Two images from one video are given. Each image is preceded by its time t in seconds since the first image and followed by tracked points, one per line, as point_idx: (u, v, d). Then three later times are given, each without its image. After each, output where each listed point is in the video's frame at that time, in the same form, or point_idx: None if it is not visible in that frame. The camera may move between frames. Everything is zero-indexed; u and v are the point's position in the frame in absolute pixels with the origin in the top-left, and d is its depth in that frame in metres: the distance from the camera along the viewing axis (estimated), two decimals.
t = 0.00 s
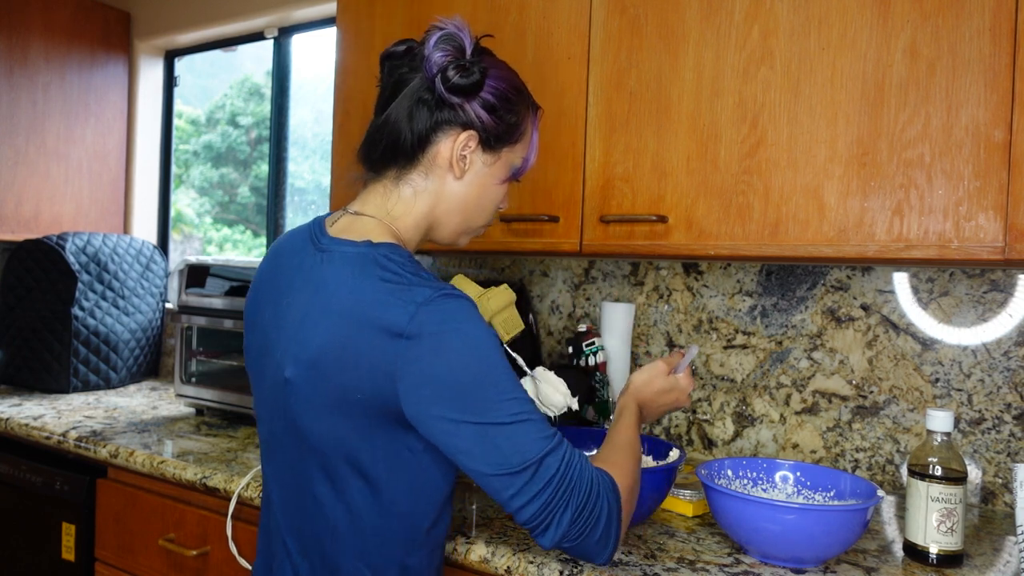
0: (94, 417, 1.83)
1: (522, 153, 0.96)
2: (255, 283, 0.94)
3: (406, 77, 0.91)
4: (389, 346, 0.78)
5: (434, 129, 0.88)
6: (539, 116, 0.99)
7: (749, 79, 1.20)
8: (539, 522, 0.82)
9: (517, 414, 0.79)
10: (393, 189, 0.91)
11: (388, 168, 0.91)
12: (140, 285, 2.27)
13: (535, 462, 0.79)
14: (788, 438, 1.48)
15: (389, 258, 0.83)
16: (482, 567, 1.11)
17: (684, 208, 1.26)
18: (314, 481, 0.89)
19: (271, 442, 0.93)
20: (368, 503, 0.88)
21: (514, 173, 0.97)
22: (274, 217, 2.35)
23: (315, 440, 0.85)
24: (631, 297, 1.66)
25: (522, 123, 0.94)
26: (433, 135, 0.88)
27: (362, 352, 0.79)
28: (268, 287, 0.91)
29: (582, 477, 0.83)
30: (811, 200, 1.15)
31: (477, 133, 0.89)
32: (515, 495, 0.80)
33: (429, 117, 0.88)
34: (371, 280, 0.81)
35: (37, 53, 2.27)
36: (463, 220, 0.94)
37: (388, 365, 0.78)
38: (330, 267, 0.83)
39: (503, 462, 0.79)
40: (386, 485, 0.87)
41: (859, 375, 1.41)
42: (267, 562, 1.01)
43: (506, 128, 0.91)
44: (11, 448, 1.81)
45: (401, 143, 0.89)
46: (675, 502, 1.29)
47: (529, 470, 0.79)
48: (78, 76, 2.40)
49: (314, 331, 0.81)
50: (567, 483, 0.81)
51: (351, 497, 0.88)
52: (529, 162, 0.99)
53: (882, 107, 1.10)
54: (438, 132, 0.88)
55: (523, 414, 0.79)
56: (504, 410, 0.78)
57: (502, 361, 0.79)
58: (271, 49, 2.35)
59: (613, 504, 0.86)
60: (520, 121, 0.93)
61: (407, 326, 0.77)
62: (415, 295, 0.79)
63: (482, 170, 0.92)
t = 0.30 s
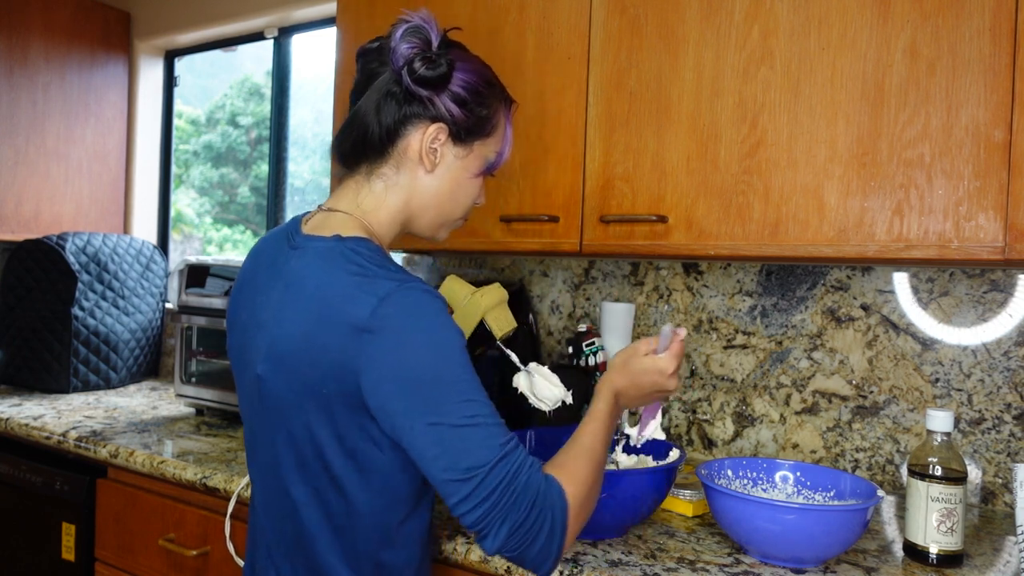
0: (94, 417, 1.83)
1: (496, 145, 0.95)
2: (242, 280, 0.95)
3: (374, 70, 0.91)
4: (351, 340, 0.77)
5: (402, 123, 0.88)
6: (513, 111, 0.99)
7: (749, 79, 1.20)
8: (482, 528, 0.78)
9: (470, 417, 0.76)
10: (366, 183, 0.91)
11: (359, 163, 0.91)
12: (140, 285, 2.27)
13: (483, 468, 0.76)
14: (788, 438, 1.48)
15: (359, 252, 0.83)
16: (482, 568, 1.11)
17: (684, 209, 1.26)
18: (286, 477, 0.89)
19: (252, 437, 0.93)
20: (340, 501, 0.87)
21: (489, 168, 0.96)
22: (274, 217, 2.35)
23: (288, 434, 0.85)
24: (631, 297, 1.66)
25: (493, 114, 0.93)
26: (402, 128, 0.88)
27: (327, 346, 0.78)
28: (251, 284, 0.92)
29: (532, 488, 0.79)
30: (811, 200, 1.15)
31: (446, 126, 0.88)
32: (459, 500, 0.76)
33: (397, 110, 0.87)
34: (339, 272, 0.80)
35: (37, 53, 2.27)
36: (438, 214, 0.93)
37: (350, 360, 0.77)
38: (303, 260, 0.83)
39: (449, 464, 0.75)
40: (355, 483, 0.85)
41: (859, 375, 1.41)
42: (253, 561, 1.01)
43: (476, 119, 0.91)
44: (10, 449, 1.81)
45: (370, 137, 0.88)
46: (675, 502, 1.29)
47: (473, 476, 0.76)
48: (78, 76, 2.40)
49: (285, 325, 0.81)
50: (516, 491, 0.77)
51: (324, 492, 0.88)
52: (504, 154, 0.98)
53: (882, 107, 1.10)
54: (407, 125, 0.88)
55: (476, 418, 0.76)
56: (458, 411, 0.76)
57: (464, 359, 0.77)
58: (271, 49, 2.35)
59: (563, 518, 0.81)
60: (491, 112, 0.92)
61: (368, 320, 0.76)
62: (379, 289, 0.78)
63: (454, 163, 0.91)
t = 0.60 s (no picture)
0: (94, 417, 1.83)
1: (461, 147, 0.96)
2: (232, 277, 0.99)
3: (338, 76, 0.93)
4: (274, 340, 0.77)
5: (365, 123, 0.88)
6: (478, 113, 0.99)
7: (749, 79, 1.20)
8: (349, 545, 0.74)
9: (366, 437, 0.73)
10: (331, 186, 0.91)
11: (326, 166, 0.92)
12: (140, 285, 2.27)
13: (367, 489, 0.73)
14: (788, 438, 1.48)
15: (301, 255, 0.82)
16: (482, 567, 1.11)
17: (684, 208, 1.26)
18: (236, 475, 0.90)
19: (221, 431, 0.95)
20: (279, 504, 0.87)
21: (454, 169, 0.96)
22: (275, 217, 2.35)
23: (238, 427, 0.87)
24: (631, 297, 1.66)
25: (457, 116, 0.94)
26: (364, 128, 0.88)
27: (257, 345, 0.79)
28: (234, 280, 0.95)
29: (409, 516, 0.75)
30: (811, 200, 1.15)
31: (409, 125, 0.89)
32: (333, 515, 0.73)
33: (359, 110, 0.88)
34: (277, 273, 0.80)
35: (37, 53, 2.27)
36: (403, 216, 0.93)
37: (273, 362, 0.77)
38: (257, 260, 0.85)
39: (330, 477, 0.73)
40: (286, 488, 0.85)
41: (859, 375, 1.41)
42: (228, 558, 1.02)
43: (439, 119, 0.91)
44: (10, 448, 1.81)
45: (336, 139, 0.89)
46: (675, 502, 1.29)
47: (350, 493, 0.73)
48: (78, 76, 2.40)
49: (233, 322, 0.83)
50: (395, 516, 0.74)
51: (264, 493, 0.88)
52: (470, 157, 0.98)
53: (882, 107, 1.10)
54: (369, 125, 0.88)
55: (374, 439, 0.73)
56: (356, 429, 0.73)
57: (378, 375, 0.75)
58: (270, 49, 2.35)
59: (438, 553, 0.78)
60: (455, 113, 0.93)
61: (291, 322, 0.76)
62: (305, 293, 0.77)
63: (417, 164, 0.91)
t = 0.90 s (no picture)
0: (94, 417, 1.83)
1: (438, 142, 0.95)
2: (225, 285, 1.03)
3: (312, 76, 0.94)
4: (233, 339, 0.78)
5: (336, 120, 0.89)
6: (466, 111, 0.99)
7: (749, 79, 1.20)
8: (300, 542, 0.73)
9: (311, 430, 0.72)
10: (307, 185, 0.92)
11: (306, 167, 0.93)
12: (140, 285, 2.27)
13: (309, 484, 0.71)
14: (788, 438, 1.48)
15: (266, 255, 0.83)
16: (482, 567, 1.11)
17: (684, 208, 1.26)
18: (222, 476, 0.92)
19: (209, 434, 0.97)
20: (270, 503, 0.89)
21: (432, 164, 0.95)
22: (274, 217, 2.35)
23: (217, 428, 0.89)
24: (631, 297, 1.66)
25: (431, 107, 0.93)
26: (336, 125, 0.89)
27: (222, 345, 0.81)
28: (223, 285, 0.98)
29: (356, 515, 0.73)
30: (811, 200, 1.15)
31: (380, 119, 0.89)
32: (281, 511, 0.72)
33: (330, 108, 0.89)
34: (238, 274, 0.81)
35: (37, 53, 2.27)
36: (381, 212, 0.93)
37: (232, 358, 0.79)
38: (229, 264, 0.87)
39: (275, 471, 0.72)
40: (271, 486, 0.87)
41: (859, 375, 1.41)
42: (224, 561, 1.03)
43: (411, 111, 0.91)
44: (10, 449, 1.81)
45: (311, 139, 0.90)
46: (675, 502, 1.29)
47: (294, 487, 0.72)
48: (78, 76, 2.40)
49: (204, 324, 0.85)
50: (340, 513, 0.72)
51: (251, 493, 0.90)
52: (449, 152, 0.98)
53: (882, 107, 1.10)
54: (341, 122, 0.89)
55: (318, 432, 0.72)
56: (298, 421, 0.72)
57: (327, 370, 0.74)
58: (270, 49, 2.35)
59: (392, 553, 0.75)
60: (428, 104, 0.93)
61: (245, 320, 0.77)
62: (259, 291, 0.78)
63: (392, 159, 0.91)
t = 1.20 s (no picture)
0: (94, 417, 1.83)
1: (446, 140, 0.94)
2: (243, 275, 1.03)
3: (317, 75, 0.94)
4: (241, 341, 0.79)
5: (340, 121, 0.89)
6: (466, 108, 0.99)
7: (749, 79, 1.20)
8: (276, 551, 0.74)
9: (306, 444, 0.72)
10: (317, 186, 0.93)
11: (315, 168, 0.93)
12: (140, 285, 2.27)
13: (297, 498, 0.72)
14: (788, 438, 1.48)
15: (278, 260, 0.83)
16: (482, 568, 1.11)
17: (684, 208, 1.26)
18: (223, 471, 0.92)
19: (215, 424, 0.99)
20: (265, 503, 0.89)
21: (441, 161, 0.94)
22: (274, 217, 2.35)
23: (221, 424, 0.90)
24: (631, 297, 1.66)
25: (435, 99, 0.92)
26: (340, 126, 0.89)
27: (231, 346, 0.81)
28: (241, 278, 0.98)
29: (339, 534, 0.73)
30: (811, 200, 1.15)
31: (382, 116, 0.89)
32: (263, 519, 0.73)
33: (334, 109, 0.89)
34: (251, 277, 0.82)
35: (37, 53, 2.27)
36: (390, 211, 0.92)
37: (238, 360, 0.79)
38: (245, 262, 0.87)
39: (263, 479, 0.73)
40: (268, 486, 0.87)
41: (859, 375, 1.41)
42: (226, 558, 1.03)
43: (414, 106, 0.90)
44: (10, 449, 1.81)
45: (317, 141, 0.91)
46: (675, 502, 1.29)
47: (277, 496, 0.72)
48: (78, 76, 2.40)
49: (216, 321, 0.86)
50: (322, 531, 0.72)
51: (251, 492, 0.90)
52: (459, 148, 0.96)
53: (882, 107, 1.10)
54: (344, 123, 0.89)
55: (308, 447, 0.72)
56: (289, 432, 0.72)
57: (330, 383, 0.74)
58: (270, 49, 2.35)
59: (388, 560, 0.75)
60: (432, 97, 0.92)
61: (253, 325, 0.77)
62: (269, 297, 0.78)
63: (396, 157, 0.90)
